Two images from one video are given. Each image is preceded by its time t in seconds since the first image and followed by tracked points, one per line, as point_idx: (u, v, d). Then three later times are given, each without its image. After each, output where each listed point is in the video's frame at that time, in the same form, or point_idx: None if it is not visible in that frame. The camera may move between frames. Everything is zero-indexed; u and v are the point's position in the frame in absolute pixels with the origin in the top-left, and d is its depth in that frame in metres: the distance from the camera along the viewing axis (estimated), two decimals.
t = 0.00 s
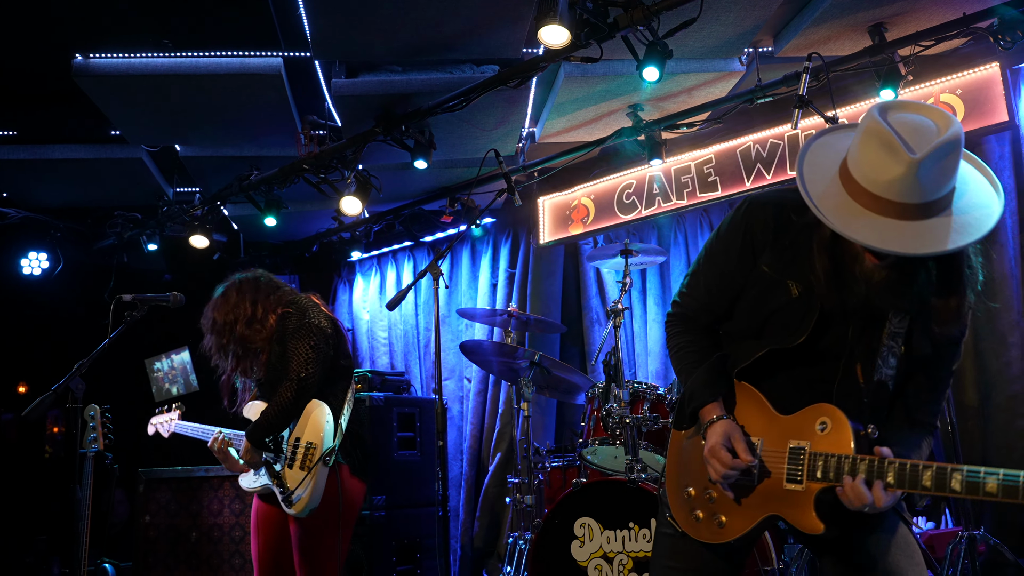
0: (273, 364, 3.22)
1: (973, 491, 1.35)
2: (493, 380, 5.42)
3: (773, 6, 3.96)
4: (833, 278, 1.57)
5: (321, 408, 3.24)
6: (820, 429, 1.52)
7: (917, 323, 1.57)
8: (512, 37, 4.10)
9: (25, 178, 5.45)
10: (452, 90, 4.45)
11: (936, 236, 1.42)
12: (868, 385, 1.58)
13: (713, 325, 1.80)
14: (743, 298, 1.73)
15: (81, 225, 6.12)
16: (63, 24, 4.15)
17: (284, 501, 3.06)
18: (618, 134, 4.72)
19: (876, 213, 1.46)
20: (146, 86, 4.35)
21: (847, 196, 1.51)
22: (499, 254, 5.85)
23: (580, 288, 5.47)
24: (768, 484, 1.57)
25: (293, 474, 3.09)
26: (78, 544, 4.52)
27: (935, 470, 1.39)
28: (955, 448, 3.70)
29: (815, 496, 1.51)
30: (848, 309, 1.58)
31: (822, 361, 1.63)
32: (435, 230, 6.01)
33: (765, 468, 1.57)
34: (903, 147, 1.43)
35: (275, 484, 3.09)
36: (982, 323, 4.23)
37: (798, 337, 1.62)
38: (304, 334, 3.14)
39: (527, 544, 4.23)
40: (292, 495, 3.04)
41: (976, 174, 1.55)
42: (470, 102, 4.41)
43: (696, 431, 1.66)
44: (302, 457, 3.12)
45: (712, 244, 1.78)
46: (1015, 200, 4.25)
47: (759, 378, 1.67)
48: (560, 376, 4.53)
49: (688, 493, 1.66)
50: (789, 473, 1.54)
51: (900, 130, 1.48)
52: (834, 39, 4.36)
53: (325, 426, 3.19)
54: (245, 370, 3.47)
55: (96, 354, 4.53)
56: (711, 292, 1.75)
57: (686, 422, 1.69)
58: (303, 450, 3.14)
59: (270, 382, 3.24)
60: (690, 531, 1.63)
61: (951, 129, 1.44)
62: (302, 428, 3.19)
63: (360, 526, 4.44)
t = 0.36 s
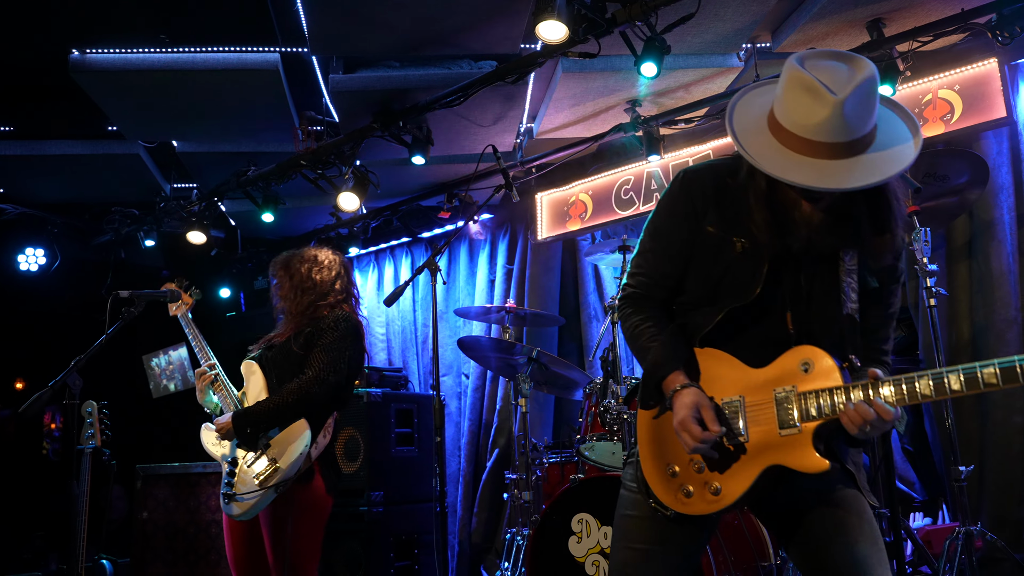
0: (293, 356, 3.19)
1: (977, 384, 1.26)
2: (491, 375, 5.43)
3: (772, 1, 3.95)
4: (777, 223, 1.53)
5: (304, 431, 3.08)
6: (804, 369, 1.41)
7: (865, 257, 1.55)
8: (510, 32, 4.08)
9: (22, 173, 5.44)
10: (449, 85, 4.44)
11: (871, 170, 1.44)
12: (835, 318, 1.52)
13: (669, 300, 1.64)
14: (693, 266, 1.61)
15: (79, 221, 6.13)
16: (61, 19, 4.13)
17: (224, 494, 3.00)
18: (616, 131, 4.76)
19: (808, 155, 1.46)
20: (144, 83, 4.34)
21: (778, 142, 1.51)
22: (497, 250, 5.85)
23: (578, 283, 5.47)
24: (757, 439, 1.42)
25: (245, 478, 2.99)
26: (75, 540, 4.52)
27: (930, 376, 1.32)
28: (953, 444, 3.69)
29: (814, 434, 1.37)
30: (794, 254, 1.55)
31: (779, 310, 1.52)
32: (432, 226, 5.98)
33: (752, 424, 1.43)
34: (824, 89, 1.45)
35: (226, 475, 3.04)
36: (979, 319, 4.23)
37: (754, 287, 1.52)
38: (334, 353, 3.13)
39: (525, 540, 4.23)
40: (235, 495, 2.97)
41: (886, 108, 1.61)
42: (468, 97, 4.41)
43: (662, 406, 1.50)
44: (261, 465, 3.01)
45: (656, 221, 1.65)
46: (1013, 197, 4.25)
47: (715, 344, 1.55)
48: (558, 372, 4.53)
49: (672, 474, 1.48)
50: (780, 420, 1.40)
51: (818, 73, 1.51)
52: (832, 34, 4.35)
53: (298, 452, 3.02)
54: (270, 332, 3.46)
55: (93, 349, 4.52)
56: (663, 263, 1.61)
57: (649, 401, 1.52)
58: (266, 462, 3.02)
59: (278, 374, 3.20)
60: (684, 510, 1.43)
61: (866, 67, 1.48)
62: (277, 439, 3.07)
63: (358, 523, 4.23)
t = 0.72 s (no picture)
0: (278, 374, 3.17)
1: (915, 323, 1.29)
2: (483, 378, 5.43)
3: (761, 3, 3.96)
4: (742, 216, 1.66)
5: (278, 446, 3.02)
6: (762, 338, 1.48)
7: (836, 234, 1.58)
8: (500, 35, 4.08)
9: (11, 178, 5.41)
10: (439, 89, 4.43)
11: (817, 149, 1.53)
12: (795, 290, 1.57)
13: (655, 293, 1.82)
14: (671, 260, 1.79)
15: (69, 226, 6.12)
16: (49, 24, 4.11)
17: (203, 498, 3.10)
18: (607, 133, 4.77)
19: (760, 141, 1.59)
20: (133, 88, 4.33)
21: (736, 134, 1.65)
22: (489, 253, 5.85)
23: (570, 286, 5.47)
24: (720, 411, 1.50)
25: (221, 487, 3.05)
26: (65, 547, 4.50)
27: (868, 323, 1.34)
28: (943, 444, 3.69)
29: (772, 399, 1.42)
30: (759, 237, 1.66)
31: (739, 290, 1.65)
32: (423, 229, 5.98)
33: (717, 397, 1.51)
34: (768, 80, 1.58)
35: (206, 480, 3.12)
36: (969, 319, 4.23)
37: (719, 269, 1.66)
38: (321, 373, 3.10)
39: (518, 544, 4.22)
40: (211, 501, 3.06)
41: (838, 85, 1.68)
42: (458, 101, 4.41)
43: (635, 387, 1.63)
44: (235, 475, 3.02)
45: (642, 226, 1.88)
46: (1002, 198, 4.27)
47: (686, 324, 1.68)
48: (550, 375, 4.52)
49: (653, 460, 1.58)
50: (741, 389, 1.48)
51: (767, 66, 1.63)
52: (821, 37, 4.36)
53: (269, 467, 2.96)
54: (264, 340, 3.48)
55: (83, 355, 4.50)
56: (645, 261, 1.83)
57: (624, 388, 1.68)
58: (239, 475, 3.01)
59: (263, 388, 3.19)
60: (667, 495, 1.52)
61: (812, 56, 1.58)
62: (253, 451, 3.03)
63: (349, 527, 4.27)
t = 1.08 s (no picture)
0: (255, 365, 3.13)
1: (897, 253, 1.37)
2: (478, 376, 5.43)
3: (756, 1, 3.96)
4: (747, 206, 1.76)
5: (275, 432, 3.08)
6: (757, 306, 1.57)
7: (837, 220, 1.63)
8: (494, 33, 4.08)
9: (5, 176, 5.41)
10: (434, 86, 4.43)
11: (828, 139, 1.64)
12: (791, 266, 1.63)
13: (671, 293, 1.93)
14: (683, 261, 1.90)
15: (63, 225, 6.13)
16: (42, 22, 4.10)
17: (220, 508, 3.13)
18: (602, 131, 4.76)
19: (774, 134, 1.70)
20: (128, 85, 4.32)
21: (750, 129, 1.76)
22: (484, 251, 5.85)
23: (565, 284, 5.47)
24: (721, 376, 1.56)
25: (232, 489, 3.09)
26: (60, 545, 4.49)
27: (856, 267, 1.42)
28: (937, 441, 3.70)
29: (770, 357, 1.48)
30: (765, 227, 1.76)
31: (744, 277, 1.74)
32: (418, 226, 5.97)
33: (715, 366, 1.59)
34: (780, 77, 1.71)
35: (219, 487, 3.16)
36: (964, 317, 4.24)
37: (725, 258, 1.76)
38: (297, 353, 3.06)
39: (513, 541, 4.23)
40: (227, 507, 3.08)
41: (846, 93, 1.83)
42: (453, 98, 4.40)
43: (634, 374, 1.73)
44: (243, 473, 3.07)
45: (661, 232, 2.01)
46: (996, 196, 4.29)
47: (692, 310, 1.79)
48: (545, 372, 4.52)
49: (655, 440, 1.66)
50: (739, 353, 1.54)
51: (777, 67, 1.78)
52: (816, 34, 4.35)
53: (271, 454, 3.02)
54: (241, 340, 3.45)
55: (78, 354, 4.49)
56: (661, 263, 1.96)
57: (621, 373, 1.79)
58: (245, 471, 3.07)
59: (250, 381, 3.17)
60: (668, 473, 1.56)
61: (817, 55, 1.73)
62: (253, 445, 3.10)
63: (344, 525, 4.32)
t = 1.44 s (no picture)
0: (237, 364, 3.15)
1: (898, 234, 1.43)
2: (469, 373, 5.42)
3: None
4: (742, 200, 1.78)
5: (270, 422, 3.07)
6: (753, 292, 1.59)
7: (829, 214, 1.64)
8: (482, 29, 4.08)
9: None
10: (422, 83, 4.42)
11: (835, 131, 1.66)
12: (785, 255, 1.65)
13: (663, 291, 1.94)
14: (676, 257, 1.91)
15: (49, 222, 6.19)
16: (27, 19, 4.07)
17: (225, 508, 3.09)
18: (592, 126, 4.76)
19: (782, 125, 1.71)
20: (114, 82, 4.30)
21: (756, 121, 1.76)
22: (474, 248, 5.84)
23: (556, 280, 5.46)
24: (718, 361, 1.58)
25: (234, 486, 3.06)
26: (48, 544, 4.47)
27: (855, 250, 1.47)
28: (926, 435, 3.70)
29: (768, 340, 1.50)
30: (762, 221, 1.78)
31: (736, 271, 1.75)
32: (408, 224, 5.95)
33: (711, 350, 1.61)
34: (790, 71, 1.75)
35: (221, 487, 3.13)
36: (952, 311, 4.26)
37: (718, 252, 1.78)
38: (275, 343, 3.06)
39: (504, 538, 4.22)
40: (232, 505, 3.05)
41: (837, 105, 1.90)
42: (443, 95, 4.39)
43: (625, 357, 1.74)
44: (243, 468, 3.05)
45: (652, 230, 2.01)
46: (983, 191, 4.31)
47: (682, 304, 1.80)
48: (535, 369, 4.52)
49: (649, 429, 1.65)
50: (736, 337, 1.57)
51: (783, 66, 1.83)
52: (804, 30, 4.35)
53: (269, 445, 3.01)
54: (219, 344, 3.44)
55: (65, 353, 4.46)
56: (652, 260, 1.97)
57: (610, 358, 1.80)
58: (245, 466, 3.05)
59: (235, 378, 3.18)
60: (661, 458, 1.56)
61: (815, 58, 1.81)
62: (247, 438, 3.09)
63: (336, 522, 4.32)
